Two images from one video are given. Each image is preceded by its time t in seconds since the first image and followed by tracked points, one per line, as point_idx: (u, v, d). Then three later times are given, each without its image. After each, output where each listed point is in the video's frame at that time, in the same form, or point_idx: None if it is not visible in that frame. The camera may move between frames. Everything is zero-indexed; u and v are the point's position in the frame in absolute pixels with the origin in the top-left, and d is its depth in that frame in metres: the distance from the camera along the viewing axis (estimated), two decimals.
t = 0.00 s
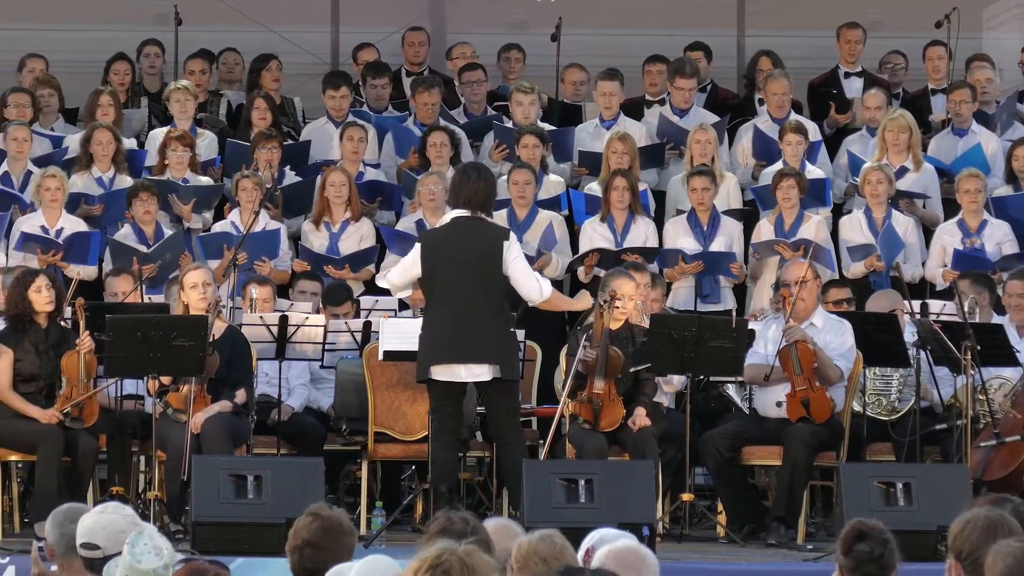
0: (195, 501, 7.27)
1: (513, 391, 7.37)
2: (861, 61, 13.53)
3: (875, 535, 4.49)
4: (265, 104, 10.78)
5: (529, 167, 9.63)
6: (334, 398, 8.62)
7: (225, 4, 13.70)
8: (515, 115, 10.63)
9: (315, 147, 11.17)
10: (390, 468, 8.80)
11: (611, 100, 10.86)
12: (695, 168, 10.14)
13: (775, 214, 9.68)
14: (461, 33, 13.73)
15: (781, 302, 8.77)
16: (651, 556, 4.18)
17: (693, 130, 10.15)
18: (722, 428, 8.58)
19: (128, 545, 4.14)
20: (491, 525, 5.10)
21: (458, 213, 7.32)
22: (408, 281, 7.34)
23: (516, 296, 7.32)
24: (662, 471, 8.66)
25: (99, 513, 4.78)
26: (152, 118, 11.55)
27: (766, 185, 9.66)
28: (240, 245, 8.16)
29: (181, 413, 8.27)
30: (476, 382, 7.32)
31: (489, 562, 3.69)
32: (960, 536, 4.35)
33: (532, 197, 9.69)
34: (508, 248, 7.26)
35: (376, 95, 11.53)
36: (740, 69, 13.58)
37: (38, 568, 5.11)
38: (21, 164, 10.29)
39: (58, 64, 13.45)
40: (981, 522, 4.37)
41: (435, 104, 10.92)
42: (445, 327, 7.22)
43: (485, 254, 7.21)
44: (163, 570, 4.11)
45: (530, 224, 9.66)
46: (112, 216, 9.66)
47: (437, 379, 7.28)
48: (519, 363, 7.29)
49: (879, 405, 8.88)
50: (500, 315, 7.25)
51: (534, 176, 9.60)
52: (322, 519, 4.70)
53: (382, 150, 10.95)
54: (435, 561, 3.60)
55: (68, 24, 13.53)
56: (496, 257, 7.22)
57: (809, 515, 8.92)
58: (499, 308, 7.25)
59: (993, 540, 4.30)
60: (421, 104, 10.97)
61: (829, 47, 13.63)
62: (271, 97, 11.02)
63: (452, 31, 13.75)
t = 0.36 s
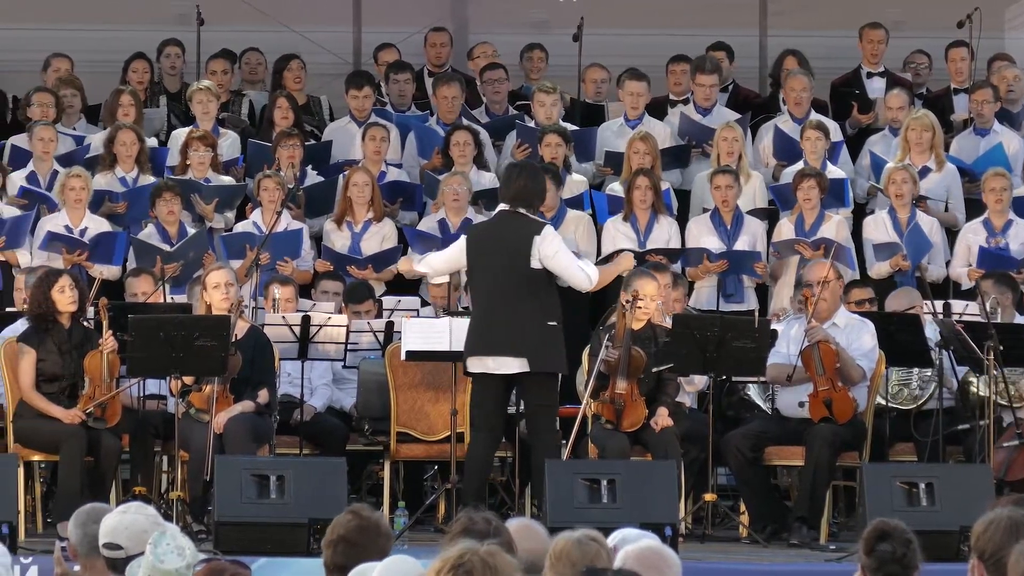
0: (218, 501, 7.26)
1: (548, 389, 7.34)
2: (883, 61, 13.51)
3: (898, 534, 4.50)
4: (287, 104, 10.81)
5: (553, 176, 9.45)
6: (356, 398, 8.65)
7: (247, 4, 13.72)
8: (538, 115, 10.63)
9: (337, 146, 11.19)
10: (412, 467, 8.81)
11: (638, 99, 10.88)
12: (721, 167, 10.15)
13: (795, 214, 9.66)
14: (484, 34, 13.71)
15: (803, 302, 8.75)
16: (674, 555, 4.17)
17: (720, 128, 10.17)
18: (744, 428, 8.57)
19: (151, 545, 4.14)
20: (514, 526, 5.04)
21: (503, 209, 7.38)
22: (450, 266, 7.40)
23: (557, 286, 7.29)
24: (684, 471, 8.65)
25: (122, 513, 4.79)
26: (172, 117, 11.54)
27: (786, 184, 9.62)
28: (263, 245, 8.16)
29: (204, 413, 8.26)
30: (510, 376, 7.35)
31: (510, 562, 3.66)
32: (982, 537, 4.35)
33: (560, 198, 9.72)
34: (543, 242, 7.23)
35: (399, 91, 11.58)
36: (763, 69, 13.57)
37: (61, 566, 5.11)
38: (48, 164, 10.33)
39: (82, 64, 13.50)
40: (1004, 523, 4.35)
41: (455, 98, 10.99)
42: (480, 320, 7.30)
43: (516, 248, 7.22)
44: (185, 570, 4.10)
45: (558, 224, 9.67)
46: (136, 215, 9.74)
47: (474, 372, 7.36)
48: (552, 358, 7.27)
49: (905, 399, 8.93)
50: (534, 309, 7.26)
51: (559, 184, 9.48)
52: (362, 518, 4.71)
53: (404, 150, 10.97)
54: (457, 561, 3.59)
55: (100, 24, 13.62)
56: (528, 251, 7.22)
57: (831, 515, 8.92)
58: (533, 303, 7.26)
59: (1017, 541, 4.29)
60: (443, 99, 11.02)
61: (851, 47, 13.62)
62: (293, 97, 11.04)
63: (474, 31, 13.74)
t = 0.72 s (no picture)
0: (237, 500, 7.24)
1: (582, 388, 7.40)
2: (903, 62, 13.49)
3: (918, 534, 4.48)
4: (306, 103, 10.87)
5: (576, 171, 9.64)
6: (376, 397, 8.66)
7: (268, 3, 13.73)
8: (559, 115, 10.66)
9: (356, 146, 11.20)
10: (432, 467, 8.81)
11: (658, 100, 10.90)
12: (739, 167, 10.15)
13: (814, 214, 9.70)
14: (504, 33, 13.70)
15: (824, 302, 8.76)
16: (695, 555, 4.14)
17: (737, 129, 10.16)
18: (764, 428, 8.55)
19: (172, 544, 4.25)
20: (533, 526, 4.97)
21: (514, 220, 7.41)
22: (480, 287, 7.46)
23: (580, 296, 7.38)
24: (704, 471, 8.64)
25: (142, 513, 4.79)
26: (192, 117, 11.55)
27: (805, 183, 9.65)
28: (282, 245, 8.16)
29: (223, 412, 8.25)
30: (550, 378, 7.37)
31: (531, 561, 3.58)
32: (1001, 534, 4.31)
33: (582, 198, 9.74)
34: (569, 244, 7.34)
35: (418, 90, 11.57)
36: (783, 69, 13.55)
37: (82, 566, 5.10)
38: (68, 164, 10.37)
39: (103, 64, 13.53)
40: None
41: (474, 96, 10.98)
42: (518, 328, 7.30)
43: (547, 252, 7.29)
44: (207, 569, 4.21)
45: (579, 224, 9.66)
46: (156, 215, 9.78)
47: (516, 380, 7.34)
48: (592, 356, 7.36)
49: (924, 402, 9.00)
50: (569, 310, 7.34)
51: (581, 179, 9.63)
52: (392, 519, 4.70)
53: (424, 150, 11.01)
54: (477, 560, 3.50)
55: (122, 23, 13.65)
56: (560, 253, 7.30)
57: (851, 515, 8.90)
58: (567, 304, 7.33)
59: None
60: (462, 97, 11.02)
61: (871, 47, 13.60)
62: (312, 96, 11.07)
63: (495, 31, 13.73)
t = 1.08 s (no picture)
0: (255, 500, 7.24)
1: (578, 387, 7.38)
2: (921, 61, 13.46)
3: (936, 534, 4.44)
4: (321, 104, 10.89)
5: (594, 169, 9.71)
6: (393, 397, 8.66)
7: (285, 3, 13.74)
8: (575, 114, 10.68)
9: (373, 146, 11.22)
10: (449, 467, 8.82)
11: (671, 97, 10.88)
12: (752, 166, 10.14)
13: (831, 214, 9.66)
14: (522, 33, 13.69)
15: (841, 301, 8.78)
16: (712, 555, 4.11)
17: (750, 128, 10.13)
18: (781, 428, 8.55)
19: (189, 543, 4.23)
20: (551, 526, 4.96)
21: (516, 210, 7.42)
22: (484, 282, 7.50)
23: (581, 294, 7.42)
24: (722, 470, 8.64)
25: (160, 513, 4.79)
26: (209, 116, 11.56)
27: (823, 184, 9.64)
28: (300, 245, 8.15)
29: (240, 412, 8.23)
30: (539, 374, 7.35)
31: (549, 562, 3.57)
32: None
33: (598, 198, 9.77)
34: (571, 240, 7.34)
35: (435, 90, 11.58)
36: (799, 69, 13.54)
37: (100, 566, 5.10)
38: (82, 163, 10.38)
39: (120, 64, 13.55)
40: None
41: (490, 95, 10.99)
42: (510, 318, 7.29)
43: (547, 244, 7.29)
44: (223, 569, 4.20)
45: (594, 224, 9.72)
46: (173, 215, 9.81)
47: (504, 371, 7.32)
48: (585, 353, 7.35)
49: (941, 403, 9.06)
50: (565, 306, 7.33)
51: (599, 176, 9.68)
52: (407, 518, 4.64)
53: (440, 150, 11.04)
54: (493, 560, 3.48)
55: (139, 24, 13.66)
56: (561, 248, 7.31)
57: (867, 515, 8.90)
58: (564, 297, 7.33)
59: None
60: (478, 96, 11.03)
61: (888, 47, 13.58)
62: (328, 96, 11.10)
63: (512, 30, 13.72)
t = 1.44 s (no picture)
0: (271, 500, 7.21)
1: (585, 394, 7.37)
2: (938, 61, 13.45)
3: (953, 534, 4.49)
4: (338, 105, 10.91)
5: (608, 169, 9.69)
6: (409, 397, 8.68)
7: (302, 4, 13.75)
8: (591, 114, 10.71)
9: (390, 146, 11.24)
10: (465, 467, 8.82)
11: (685, 96, 10.91)
12: (768, 167, 10.15)
13: (850, 214, 9.70)
14: (538, 33, 13.69)
15: (858, 301, 8.75)
16: (729, 556, 4.12)
17: (766, 128, 10.14)
18: (798, 428, 8.55)
19: (205, 543, 4.25)
20: (567, 526, 4.95)
21: (532, 213, 7.38)
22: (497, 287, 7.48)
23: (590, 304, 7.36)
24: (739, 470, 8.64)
25: (176, 513, 4.80)
26: (227, 117, 11.59)
27: (840, 184, 9.67)
28: (316, 245, 8.16)
29: (257, 412, 8.23)
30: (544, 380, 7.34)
31: (565, 561, 3.59)
32: None
33: (611, 198, 9.75)
34: (585, 248, 7.32)
35: (451, 91, 11.60)
36: (816, 69, 13.53)
37: (116, 566, 5.08)
38: (99, 163, 10.43)
39: (137, 64, 13.57)
40: None
41: (506, 95, 10.99)
42: (518, 323, 7.27)
43: (559, 249, 7.26)
44: (240, 569, 4.20)
45: (604, 225, 9.70)
46: (190, 215, 9.87)
47: (509, 376, 7.31)
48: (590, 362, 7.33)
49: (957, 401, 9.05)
50: (573, 313, 7.30)
51: (613, 176, 9.69)
52: (416, 518, 4.69)
53: (457, 150, 11.08)
54: (510, 560, 3.48)
55: (156, 24, 13.69)
56: (573, 256, 7.28)
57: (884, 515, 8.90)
58: (572, 305, 7.29)
59: None
60: (495, 96, 11.02)
61: (905, 47, 13.56)
62: (345, 96, 11.13)
63: (528, 30, 13.72)
